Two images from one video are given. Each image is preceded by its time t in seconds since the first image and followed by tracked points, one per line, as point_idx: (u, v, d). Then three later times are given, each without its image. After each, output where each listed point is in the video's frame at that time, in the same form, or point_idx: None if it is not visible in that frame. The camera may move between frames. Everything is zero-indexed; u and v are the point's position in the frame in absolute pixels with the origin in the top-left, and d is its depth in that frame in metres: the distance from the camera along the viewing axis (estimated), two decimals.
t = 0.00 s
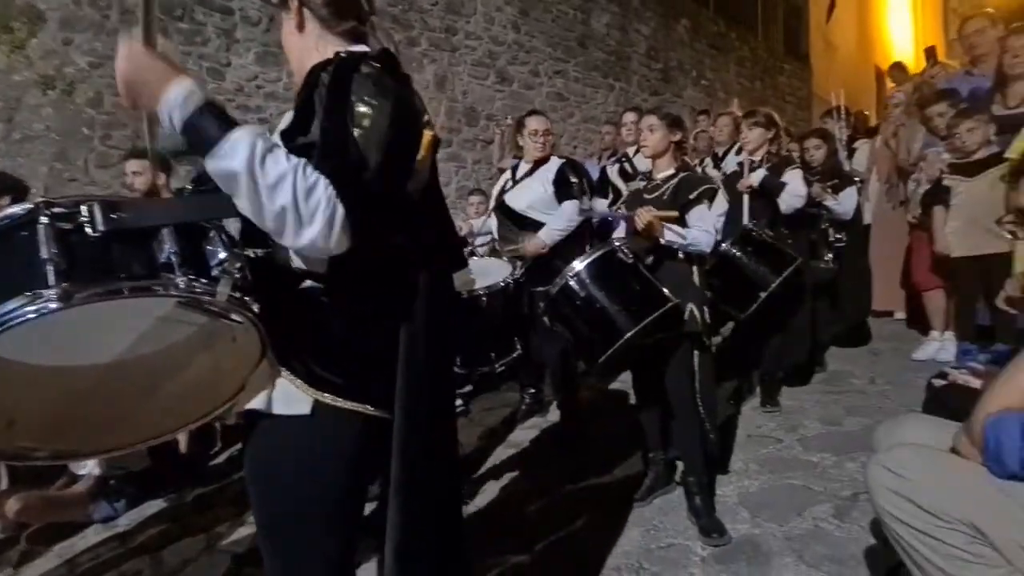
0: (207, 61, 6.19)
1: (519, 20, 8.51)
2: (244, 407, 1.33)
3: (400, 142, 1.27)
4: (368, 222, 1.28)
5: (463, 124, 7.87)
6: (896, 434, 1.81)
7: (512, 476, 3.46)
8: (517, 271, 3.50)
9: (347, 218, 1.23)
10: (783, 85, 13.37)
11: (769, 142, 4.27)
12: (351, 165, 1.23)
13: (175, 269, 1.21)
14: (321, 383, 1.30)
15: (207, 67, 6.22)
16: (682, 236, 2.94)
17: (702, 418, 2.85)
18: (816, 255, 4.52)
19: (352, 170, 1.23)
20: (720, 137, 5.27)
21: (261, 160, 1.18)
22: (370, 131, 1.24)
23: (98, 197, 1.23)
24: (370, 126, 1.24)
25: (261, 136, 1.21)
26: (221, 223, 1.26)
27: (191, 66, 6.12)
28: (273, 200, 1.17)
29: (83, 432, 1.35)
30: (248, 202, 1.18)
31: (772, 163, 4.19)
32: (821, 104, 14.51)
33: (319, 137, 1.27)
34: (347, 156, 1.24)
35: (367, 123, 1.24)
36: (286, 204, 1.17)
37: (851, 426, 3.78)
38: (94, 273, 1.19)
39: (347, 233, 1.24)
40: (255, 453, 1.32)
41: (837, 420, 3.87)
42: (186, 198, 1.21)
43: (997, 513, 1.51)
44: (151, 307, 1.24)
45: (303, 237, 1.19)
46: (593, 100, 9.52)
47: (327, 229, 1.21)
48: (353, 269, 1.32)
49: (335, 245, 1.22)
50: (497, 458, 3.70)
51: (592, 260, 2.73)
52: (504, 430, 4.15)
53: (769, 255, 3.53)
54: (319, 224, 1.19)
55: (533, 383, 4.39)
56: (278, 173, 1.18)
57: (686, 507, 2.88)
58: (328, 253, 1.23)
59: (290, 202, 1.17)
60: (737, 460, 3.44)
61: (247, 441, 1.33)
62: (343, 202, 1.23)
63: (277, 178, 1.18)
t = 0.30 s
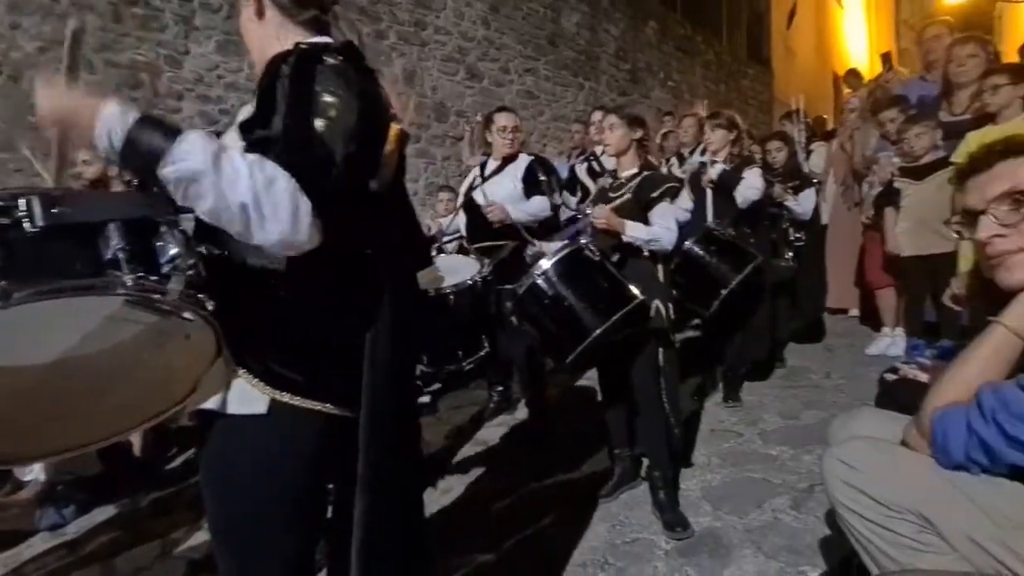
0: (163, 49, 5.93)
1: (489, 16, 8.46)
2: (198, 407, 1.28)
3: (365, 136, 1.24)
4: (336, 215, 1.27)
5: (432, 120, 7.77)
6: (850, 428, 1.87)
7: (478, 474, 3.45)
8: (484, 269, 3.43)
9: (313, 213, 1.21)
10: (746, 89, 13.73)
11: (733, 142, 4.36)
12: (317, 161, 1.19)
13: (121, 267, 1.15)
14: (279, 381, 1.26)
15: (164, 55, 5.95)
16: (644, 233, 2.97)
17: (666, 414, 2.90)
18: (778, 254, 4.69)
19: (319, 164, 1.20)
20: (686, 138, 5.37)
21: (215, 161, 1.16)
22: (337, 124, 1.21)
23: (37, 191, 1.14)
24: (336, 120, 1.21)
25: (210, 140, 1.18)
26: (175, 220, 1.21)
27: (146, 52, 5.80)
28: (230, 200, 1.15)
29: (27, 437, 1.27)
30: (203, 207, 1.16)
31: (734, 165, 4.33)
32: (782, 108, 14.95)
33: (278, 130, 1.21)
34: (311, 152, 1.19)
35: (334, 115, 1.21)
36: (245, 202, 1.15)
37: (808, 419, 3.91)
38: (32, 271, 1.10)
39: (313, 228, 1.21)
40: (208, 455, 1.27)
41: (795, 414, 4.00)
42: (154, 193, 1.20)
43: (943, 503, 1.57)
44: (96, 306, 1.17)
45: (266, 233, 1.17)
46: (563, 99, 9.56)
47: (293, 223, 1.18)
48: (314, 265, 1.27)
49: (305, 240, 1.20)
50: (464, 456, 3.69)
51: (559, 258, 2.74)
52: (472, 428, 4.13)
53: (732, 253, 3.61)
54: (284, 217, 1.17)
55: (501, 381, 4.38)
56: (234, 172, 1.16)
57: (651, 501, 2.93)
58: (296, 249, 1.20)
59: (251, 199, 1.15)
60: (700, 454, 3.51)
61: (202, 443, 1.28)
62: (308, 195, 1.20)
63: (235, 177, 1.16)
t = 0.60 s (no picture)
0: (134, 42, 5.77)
1: (469, 14, 8.42)
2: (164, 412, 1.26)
3: (314, 138, 1.18)
4: (286, 215, 1.24)
5: (412, 118, 7.71)
6: (817, 425, 1.91)
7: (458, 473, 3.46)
8: (462, 267, 3.44)
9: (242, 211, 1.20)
10: (725, 91, 13.92)
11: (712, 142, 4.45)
12: (256, 153, 1.16)
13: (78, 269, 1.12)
14: (247, 382, 1.25)
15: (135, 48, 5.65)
16: (619, 232, 3.01)
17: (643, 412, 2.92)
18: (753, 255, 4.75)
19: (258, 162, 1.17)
20: (664, 139, 5.43)
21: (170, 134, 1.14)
22: (282, 125, 1.16)
23: None
24: (283, 120, 1.16)
25: (175, 99, 1.17)
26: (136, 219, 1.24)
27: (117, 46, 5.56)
28: (169, 174, 1.14)
29: None
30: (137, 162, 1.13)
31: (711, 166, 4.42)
32: (759, 110, 15.20)
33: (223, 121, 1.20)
34: (254, 144, 1.16)
35: (281, 115, 1.16)
36: (182, 185, 1.15)
37: (781, 416, 3.98)
38: None
39: (241, 220, 1.21)
40: (176, 459, 1.26)
41: (770, 411, 4.07)
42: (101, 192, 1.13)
43: (906, 498, 1.61)
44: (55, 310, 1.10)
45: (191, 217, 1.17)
46: (544, 98, 9.57)
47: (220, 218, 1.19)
48: (283, 265, 1.27)
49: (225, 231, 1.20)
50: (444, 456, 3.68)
51: (533, 257, 2.75)
52: (452, 427, 4.12)
53: (709, 253, 3.64)
54: (199, 205, 1.16)
55: (482, 380, 4.36)
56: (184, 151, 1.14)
57: (628, 499, 2.95)
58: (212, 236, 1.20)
59: (182, 175, 1.14)
60: (677, 452, 3.55)
61: (169, 446, 1.27)
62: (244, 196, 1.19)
63: (178, 147, 1.15)
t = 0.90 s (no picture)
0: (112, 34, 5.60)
1: (456, 10, 8.36)
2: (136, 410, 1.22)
3: (312, 134, 1.19)
4: (286, 215, 1.23)
5: (398, 114, 7.64)
6: (800, 419, 1.93)
7: (444, 470, 3.45)
8: (448, 262, 3.42)
9: (271, 218, 1.20)
10: (710, 88, 14.01)
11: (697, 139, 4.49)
12: (260, 163, 1.17)
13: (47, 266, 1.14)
14: (227, 383, 1.22)
15: (113, 41, 5.49)
16: (607, 231, 3.00)
17: (629, 407, 2.94)
18: (737, 250, 4.87)
19: (263, 167, 1.17)
20: (650, 135, 5.46)
21: (161, 178, 1.12)
22: (280, 126, 1.16)
23: None
24: (280, 120, 1.16)
25: (152, 154, 1.13)
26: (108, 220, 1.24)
27: (95, 38, 5.39)
28: (185, 219, 1.13)
29: None
30: (161, 224, 1.14)
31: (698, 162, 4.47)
32: (744, 107, 15.32)
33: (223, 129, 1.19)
34: (255, 149, 1.16)
35: (276, 116, 1.16)
36: (201, 222, 1.13)
37: (765, 410, 4.03)
38: None
39: (273, 237, 1.20)
40: (152, 458, 1.22)
41: (753, 406, 4.12)
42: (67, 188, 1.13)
43: (888, 490, 1.63)
44: (23, 306, 1.13)
45: (231, 251, 1.16)
46: (531, 95, 9.55)
47: (255, 236, 1.17)
48: (263, 263, 1.23)
49: (266, 247, 1.19)
50: (431, 454, 3.66)
51: (520, 254, 2.76)
52: (439, 424, 4.11)
53: (694, 249, 3.67)
54: (243, 231, 1.15)
55: (468, 377, 4.36)
56: (183, 189, 1.12)
57: (614, 494, 2.96)
58: (260, 258, 1.19)
59: (204, 218, 1.12)
60: (663, 447, 3.58)
61: (144, 447, 1.23)
62: (265, 206, 1.19)
63: (184, 195, 1.12)
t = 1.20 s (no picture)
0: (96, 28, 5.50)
1: (446, 6, 8.31)
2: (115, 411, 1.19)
3: (288, 119, 1.20)
4: (267, 208, 1.23)
5: (388, 110, 7.59)
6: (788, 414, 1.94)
7: (433, 467, 3.45)
8: (438, 259, 3.42)
9: (249, 208, 1.19)
10: (700, 86, 14.08)
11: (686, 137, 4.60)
12: (235, 150, 1.16)
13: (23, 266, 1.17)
14: (207, 381, 1.20)
15: (97, 35, 5.39)
16: (602, 230, 3.00)
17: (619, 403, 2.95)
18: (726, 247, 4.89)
19: (240, 154, 1.17)
20: (640, 133, 5.49)
21: (130, 169, 1.12)
22: (255, 109, 1.16)
23: None
24: (255, 102, 1.16)
25: (121, 146, 1.13)
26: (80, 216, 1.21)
27: (79, 32, 5.29)
28: (158, 209, 1.11)
29: None
30: (134, 217, 1.13)
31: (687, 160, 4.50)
32: (734, 105, 15.41)
33: (196, 118, 1.17)
34: (229, 138, 1.16)
35: (252, 98, 1.16)
36: (175, 210, 1.11)
37: (754, 405, 4.06)
38: None
39: (254, 228, 1.20)
40: (131, 457, 1.20)
41: (742, 401, 4.15)
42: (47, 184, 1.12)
43: (872, 484, 1.66)
44: None
45: (208, 240, 1.14)
46: (522, 92, 9.53)
47: (232, 224, 1.15)
48: (246, 261, 1.22)
49: (245, 237, 1.18)
50: (422, 451, 3.66)
51: (514, 253, 2.74)
52: (430, 422, 4.10)
53: (684, 246, 3.69)
54: (220, 219, 1.14)
55: (458, 374, 4.37)
56: (155, 178, 1.11)
57: (603, 490, 2.98)
58: (238, 248, 1.18)
59: (179, 207, 1.12)
60: (652, 442, 3.61)
61: (124, 446, 1.21)
62: (244, 193, 1.19)
63: (156, 184, 1.11)
